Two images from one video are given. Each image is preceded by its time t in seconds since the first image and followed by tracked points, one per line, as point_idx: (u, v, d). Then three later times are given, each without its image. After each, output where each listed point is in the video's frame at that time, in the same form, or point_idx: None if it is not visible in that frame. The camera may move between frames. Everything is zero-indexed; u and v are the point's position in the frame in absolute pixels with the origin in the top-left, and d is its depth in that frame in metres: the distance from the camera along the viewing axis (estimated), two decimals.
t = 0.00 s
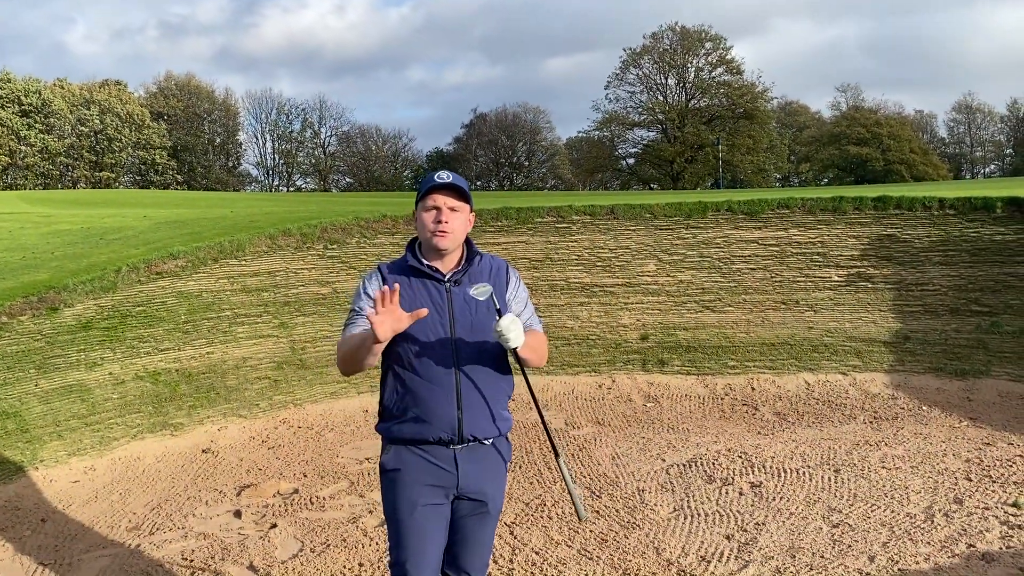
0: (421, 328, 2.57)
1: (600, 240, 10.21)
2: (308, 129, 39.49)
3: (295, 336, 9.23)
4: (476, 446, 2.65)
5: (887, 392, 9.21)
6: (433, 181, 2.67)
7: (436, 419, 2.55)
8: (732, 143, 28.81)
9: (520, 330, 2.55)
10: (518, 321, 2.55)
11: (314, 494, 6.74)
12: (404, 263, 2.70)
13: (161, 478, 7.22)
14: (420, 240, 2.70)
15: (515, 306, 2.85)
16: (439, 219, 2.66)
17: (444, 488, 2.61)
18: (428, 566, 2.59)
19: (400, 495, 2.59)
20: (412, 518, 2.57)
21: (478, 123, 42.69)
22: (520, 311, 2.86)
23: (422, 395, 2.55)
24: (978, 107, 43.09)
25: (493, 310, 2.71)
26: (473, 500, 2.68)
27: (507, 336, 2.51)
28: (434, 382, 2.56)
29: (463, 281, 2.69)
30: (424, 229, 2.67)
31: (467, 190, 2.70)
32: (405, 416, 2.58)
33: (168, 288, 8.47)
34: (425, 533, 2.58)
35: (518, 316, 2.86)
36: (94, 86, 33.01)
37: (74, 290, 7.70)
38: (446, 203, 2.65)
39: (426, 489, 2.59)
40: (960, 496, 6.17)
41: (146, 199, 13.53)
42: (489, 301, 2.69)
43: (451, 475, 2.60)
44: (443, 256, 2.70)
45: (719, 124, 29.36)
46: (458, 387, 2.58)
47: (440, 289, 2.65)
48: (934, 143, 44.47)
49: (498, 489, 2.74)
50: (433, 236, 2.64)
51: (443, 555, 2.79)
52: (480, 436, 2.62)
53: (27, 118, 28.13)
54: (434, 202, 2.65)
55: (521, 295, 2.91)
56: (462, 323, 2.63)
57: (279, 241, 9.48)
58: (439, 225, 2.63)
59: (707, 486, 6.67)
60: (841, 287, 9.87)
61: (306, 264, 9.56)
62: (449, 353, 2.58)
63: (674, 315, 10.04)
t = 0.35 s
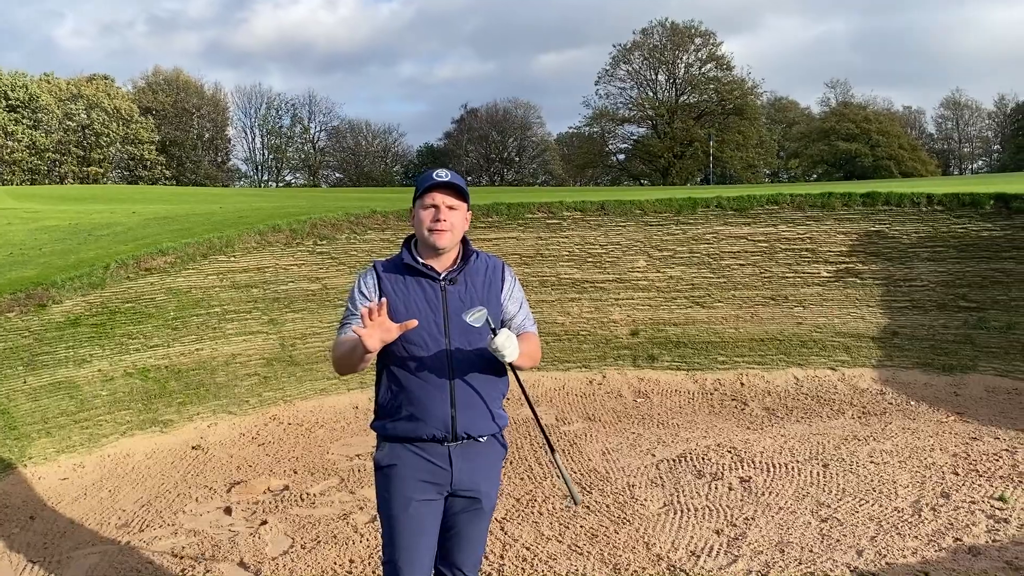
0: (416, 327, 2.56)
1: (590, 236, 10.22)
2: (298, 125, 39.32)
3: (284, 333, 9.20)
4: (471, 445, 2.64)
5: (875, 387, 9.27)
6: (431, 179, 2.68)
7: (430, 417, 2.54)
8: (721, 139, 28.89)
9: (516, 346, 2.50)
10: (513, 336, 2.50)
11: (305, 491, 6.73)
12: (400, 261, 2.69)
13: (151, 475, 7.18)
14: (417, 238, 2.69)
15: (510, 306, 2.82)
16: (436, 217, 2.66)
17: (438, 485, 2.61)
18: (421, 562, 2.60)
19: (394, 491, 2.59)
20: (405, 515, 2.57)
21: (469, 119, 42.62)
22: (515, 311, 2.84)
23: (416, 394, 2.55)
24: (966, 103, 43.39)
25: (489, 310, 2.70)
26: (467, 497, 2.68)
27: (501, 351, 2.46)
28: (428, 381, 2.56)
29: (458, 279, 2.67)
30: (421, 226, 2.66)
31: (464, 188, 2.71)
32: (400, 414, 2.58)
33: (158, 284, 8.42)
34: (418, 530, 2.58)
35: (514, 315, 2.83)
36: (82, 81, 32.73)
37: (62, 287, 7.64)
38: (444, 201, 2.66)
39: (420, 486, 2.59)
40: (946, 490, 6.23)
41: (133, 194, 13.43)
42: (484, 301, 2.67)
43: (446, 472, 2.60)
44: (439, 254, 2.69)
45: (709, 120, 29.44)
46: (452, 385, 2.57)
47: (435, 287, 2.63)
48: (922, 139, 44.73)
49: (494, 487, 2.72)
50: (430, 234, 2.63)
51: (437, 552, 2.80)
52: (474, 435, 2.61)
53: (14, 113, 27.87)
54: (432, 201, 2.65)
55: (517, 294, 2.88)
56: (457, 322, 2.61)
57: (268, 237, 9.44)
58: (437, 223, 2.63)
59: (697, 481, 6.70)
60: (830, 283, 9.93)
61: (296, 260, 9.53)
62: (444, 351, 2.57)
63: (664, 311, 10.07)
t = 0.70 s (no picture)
0: (405, 325, 2.53)
1: (580, 234, 10.21)
2: (286, 122, 39.14)
3: (272, 332, 9.15)
4: (462, 443, 2.61)
5: (863, 385, 9.31)
6: (421, 181, 2.64)
7: (420, 414, 2.52)
8: (710, 137, 28.98)
9: (505, 330, 2.52)
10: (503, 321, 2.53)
11: (293, 491, 6.68)
12: (390, 263, 2.66)
13: (137, 475, 7.12)
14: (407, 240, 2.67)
15: (502, 304, 2.79)
16: (427, 219, 2.63)
17: (428, 485, 2.58)
18: (410, 563, 2.56)
19: (384, 490, 2.56)
20: (395, 515, 2.54)
21: (458, 117, 42.57)
22: (506, 309, 2.81)
23: (406, 390, 2.53)
24: (952, 102, 43.72)
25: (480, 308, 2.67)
26: (458, 498, 2.64)
27: (490, 334, 2.50)
28: (418, 377, 2.53)
29: (449, 277, 2.65)
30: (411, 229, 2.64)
31: (455, 191, 2.68)
32: (389, 411, 2.55)
33: (144, 283, 8.35)
34: (408, 530, 2.55)
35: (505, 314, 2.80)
36: (67, 78, 32.42)
37: (48, 285, 7.55)
38: (435, 204, 2.63)
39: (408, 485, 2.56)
40: (933, 488, 6.26)
41: (118, 193, 13.31)
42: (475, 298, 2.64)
43: (435, 471, 2.57)
44: (429, 256, 2.67)
45: (698, 119, 29.55)
46: (442, 381, 2.54)
47: (426, 287, 2.60)
48: (909, 138, 45.03)
49: (485, 488, 2.69)
50: (420, 237, 2.60)
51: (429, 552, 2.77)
52: (465, 432, 2.58)
53: None
54: (422, 203, 2.63)
55: (510, 292, 2.85)
56: (448, 319, 2.58)
57: (255, 235, 9.38)
58: (428, 226, 2.60)
59: (685, 479, 6.71)
60: (818, 281, 9.97)
61: (284, 259, 9.48)
62: (434, 349, 2.54)
63: (653, 309, 10.07)
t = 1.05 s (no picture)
0: (391, 329, 2.53)
1: (569, 235, 10.23)
2: (276, 123, 39.02)
3: (260, 333, 9.12)
4: (445, 445, 2.61)
5: (850, 386, 9.36)
6: (409, 180, 2.60)
7: (402, 419, 2.52)
8: (700, 139, 29.10)
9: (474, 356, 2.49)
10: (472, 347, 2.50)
11: (281, 492, 6.65)
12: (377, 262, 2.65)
13: (124, 477, 7.07)
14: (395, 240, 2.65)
15: (490, 308, 2.78)
16: (415, 220, 2.61)
17: (411, 479, 2.58)
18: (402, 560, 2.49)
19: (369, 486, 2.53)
20: (387, 521, 2.49)
21: (448, 118, 42.58)
22: (496, 313, 2.79)
23: (389, 394, 2.53)
24: (939, 105, 44.10)
25: (466, 312, 2.67)
26: (442, 495, 2.63)
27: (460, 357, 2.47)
28: (401, 382, 2.53)
29: (437, 280, 2.63)
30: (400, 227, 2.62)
31: (443, 190, 2.64)
32: (372, 414, 2.56)
33: (132, 284, 8.29)
34: (403, 536, 2.50)
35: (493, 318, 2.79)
36: (55, 78, 32.17)
37: (34, 286, 7.48)
38: (422, 204, 2.60)
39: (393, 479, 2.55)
40: (920, 488, 6.29)
41: (105, 194, 13.23)
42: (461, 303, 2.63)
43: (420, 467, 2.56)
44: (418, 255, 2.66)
45: (686, 121, 29.67)
46: (425, 386, 2.54)
47: (413, 289, 2.59)
48: (897, 139, 45.36)
49: (467, 486, 2.70)
50: (409, 238, 2.59)
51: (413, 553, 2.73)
52: (447, 436, 2.58)
53: None
54: (410, 203, 2.60)
55: (500, 295, 2.83)
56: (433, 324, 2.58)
57: (244, 236, 9.34)
58: (416, 227, 2.58)
59: (674, 480, 6.73)
60: (806, 283, 10.02)
61: (272, 259, 9.44)
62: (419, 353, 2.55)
63: (642, 310, 10.10)
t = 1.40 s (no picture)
0: (382, 345, 2.50)
1: (561, 238, 10.24)
2: (268, 126, 38.96)
3: (252, 336, 9.10)
4: (435, 455, 2.62)
5: (841, 388, 9.40)
6: (396, 192, 2.52)
7: (394, 435, 2.52)
8: (691, 142, 29.22)
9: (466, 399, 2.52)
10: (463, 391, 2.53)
11: (273, 496, 6.63)
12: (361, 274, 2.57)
13: (116, 481, 7.03)
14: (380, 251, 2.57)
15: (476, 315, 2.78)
16: (402, 233, 2.54)
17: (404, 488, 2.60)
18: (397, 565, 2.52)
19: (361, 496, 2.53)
20: (380, 530, 2.51)
21: (441, 121, 42.62)
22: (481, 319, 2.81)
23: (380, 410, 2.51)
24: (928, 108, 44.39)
25: (456, 323, 2.66)
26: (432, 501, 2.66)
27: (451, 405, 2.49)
28: (392, 398, 2.52)
29: (426, 291, 2.60)
30: (385, 239, 2.54)
31: (432, 202, 2.57)
32: (362, 428, 2.54)
33: (123, 286, 8.26)
34: (398, 548, 2.52)
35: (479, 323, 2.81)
36: (45, 80, 32.03)
37: (25, 290, 7.44)
38: (410, 217, 2.53)
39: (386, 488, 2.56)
40: (910, 490, 6.32)
41: (96, 196, 13.19)
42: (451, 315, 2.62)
43: (411, 477, 2.58)
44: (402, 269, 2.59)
45: (677, 124, 29.86)
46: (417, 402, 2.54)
47: (401, 302, 2.55)
48: (887, 143, 45.63)
49: (456, 491, 2.73)
50: (394, 252, 2.51)
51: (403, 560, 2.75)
52: (438, 448, 2.60)
53: None
54: (396, 216, 2.52)
55: (485, 300, 2.83)
56: (424, 338, 2.56)
57: (236, 239, 9.30)
58: (403, 241, 2.51)
59: (666, 482, 6.75)
60: (797, 285, 10.07)
61: (265, 262, 9.42)
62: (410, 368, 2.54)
63: (634, 313, 10.13)
